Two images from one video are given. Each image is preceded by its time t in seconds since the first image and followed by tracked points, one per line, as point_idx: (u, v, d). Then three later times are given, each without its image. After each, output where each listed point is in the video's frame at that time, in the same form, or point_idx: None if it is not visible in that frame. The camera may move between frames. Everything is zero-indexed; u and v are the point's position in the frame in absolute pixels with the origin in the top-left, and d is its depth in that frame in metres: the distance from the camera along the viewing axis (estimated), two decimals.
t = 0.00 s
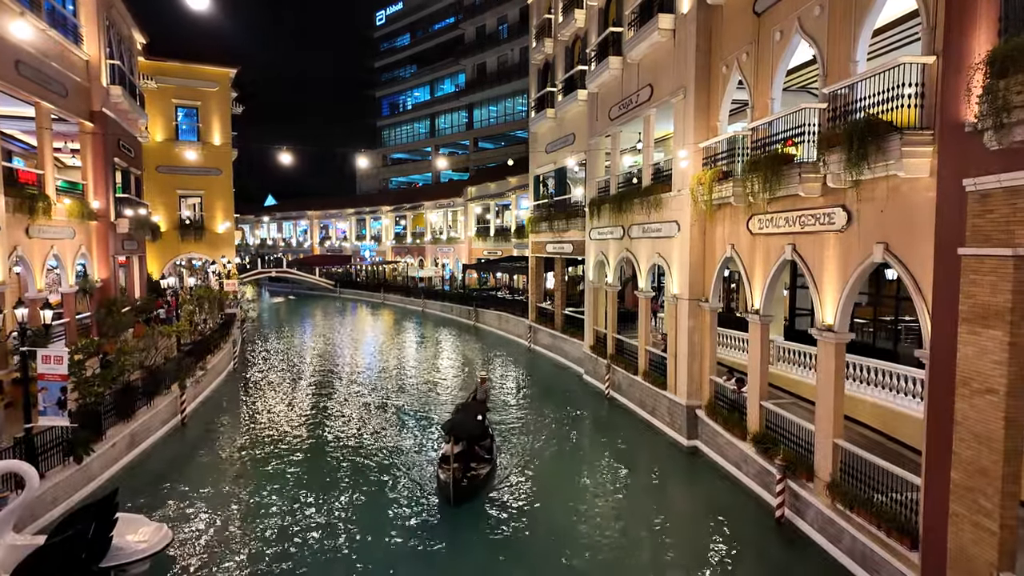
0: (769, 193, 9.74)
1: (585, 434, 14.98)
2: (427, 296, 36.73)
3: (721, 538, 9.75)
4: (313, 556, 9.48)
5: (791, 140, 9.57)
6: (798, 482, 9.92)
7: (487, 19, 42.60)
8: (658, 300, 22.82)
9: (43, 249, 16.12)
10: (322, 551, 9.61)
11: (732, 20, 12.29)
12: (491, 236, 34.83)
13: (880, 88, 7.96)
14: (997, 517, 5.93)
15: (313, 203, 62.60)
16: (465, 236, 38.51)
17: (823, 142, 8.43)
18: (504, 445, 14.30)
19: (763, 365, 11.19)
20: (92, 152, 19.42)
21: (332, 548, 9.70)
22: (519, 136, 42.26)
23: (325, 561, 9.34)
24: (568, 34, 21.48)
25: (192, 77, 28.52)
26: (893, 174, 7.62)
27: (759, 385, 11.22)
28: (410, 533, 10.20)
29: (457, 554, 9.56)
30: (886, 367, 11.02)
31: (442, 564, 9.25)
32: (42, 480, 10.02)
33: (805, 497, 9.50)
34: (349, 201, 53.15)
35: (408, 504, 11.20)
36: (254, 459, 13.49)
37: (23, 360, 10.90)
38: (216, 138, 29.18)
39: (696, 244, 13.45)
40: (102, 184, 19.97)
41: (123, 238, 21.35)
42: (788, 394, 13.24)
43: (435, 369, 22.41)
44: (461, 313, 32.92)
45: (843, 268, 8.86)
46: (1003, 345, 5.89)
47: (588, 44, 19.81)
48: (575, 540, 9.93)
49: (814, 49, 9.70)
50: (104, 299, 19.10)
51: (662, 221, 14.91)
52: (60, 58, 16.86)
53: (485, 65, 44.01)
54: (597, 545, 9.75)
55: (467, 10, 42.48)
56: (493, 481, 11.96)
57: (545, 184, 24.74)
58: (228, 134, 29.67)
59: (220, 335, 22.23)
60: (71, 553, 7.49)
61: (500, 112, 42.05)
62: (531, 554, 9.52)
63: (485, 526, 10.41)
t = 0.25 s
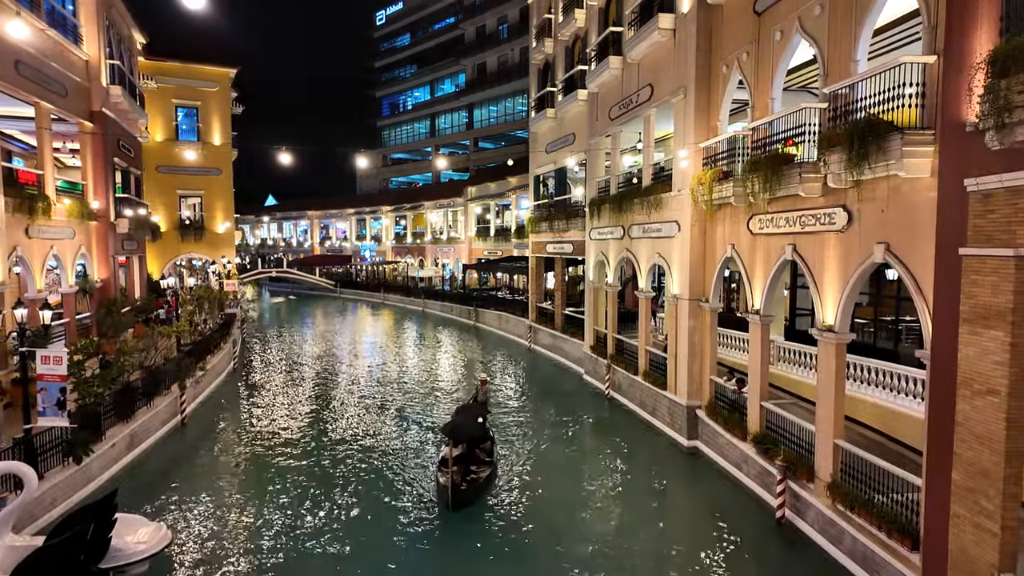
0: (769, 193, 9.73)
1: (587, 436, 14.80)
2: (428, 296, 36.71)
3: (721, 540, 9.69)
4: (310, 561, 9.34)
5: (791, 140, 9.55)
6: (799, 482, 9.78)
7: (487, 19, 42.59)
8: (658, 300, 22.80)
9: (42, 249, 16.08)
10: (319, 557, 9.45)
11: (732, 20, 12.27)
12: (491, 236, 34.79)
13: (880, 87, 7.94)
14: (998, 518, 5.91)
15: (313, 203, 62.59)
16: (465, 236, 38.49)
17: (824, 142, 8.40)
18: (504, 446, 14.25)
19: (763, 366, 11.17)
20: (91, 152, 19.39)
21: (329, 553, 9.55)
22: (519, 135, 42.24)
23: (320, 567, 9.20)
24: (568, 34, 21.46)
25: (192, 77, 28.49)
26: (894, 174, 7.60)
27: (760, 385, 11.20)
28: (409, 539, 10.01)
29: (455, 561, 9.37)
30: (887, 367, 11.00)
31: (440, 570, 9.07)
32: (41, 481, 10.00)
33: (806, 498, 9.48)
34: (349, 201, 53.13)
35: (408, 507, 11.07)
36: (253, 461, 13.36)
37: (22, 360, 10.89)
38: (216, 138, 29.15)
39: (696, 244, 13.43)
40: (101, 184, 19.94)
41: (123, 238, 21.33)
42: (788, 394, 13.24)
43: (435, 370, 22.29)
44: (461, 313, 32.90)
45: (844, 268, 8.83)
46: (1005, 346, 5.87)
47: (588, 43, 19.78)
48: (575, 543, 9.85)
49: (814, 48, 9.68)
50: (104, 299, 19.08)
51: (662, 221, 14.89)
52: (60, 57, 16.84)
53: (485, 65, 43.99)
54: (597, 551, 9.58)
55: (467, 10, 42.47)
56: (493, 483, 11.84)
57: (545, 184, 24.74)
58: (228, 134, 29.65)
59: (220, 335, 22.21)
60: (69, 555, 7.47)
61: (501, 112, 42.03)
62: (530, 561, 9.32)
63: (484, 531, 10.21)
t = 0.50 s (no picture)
0: (770, 193, 9.71)
1: (588, 437, 14.70)
2: (428, 296, 36.69)
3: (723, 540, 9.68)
4: (308, 565, 9.24)
5: (792, 140, 9.53)
6: (800, 483, 9.76)
7: (487, 19, 42.58)
8: (658, 301, 22.78)
9: (43, 250, 16.07)
10: (316, 560, 9.34)
11: (733, 20, 12.26)
12: (491, 236, 34.78)
13: (882, 87, 7.93)
14: (1000, 519, 5.89)
15: (313, 203, 62.61)
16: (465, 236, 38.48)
17: (824, 142, 8.38)
18: (505, 447, 14.22)
19: (764, 366, 11.15)
20: (92, 153, 19.38)
21: (326, 556, 9.46)
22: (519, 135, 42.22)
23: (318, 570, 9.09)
24: (569, 33, 21.43)
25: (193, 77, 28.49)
26: (895, 174, 7.59)
27: (760, 385, 11.19)
28: (408, 542, 9.90)
29: (455, 565, 9.25)
30: (887, 368, 10.98)
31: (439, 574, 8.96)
32: (42, 481, 10.00)
33: (806, 498, 9.47)
34: (350, 201, 53.13)
35: (407, 510, 10.97)
36: (252, 462, 13.31)
37: (22, 360, 10.88)
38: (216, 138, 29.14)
39: (697, 244, 13.41)
40: (102, 184, 19.92)
41: (123, 238, 21.32)
42: (788, 394, 13.22)
43: (436, 371, 22.22)
44: (461, 313, 32.89)
45: (845, 268, 8.82)
46: (1006, 347, 5.85)
47: (588, 43, 19.77)
48: (575, 545, 9.78)
49: (815, 48, 9.66)
50: (104, 299, 19.07)
51: (663, 221, 14.87)
52: (61, 57, 16.83)
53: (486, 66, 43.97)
54: (599, 555, 9.45)
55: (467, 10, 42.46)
56: (494, 486, 11.73)
57: (546, 184, 24.72)
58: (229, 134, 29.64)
59: (220, 335, 22.19)
60: (68, 556, 7.46)
61: (501, 112, 42.02)
62: (530, 565, 9.18)
63: (484, 535, 10.09)
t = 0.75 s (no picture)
0: (770, 193, 9.72)
1: (589, 438, 14.65)
2: (429, 296, 36.70)
3: (722, 540, 9.67)
4: (306, 566, 9.22)
5: (793, 140, 9.52)
6: (800, 483, 9.79)
7: (488, 19, 42.57)
8: (659, 301, 22.78)
9: (43, 250, 16.06)
10: (315, 561, 9.32)
11: (734, 19, 12.25)
12: (492, 236, 34.75)
13: (883, 87, 7.92)
14: (1000, 519, 5.88)
15: (314, 203, 62.66)
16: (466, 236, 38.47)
17: (825, 142, 8.37)
18: (505, 447, 14.22)
19: (765, 365, 11.15)
20: (92, 153, 19.37)
21: (324, 557, 9.43)
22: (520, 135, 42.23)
23: (316, 571, 9.08)
24: (569, 34, 21.43)
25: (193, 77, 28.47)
26: (896, 173, 7.58)
27: (760, 385, 11.18)
28: (407, 543, 9.85)
29: (453, 567, 9.20)
30: (887, 367, 10.99)
31: None
32: (43, 480, 10.02)
33: (806, 498, 9.46)
34: (350, 201, 53.14)
35: (406, 511, 10.93)
36: (253, 462, 13.31)
37: (23, 360, 10.88)
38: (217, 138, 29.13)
39: (697, 243, 13.40)
40: (102, 183, 19.91)
41: (124, 238, 21.34)
42: (789, 394, 13.22)
43: (437, 371, 22.19)
44: (462, 312, 32.91)
45: (846, 268, 8.81)
46: (1007, 347, 5.84)
47: (589, 43, 19.76)
48: (574, 546, 9.74)
49: (816, 47, 9.65)
50: (105, 299, 19.07)
51: (663, 221, 14.86)
52: (61, 57, 16.83)
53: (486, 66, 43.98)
54: (599, 558, 9.39)
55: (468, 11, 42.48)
56: (494, 488, 11.70)
57: (546, 184, 24.75)
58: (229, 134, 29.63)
59: (221, 335, 22.21)
60: (68, 555, 7.48)
61: (502, 111, 42.03)
62: (529, 568, 9.12)
63: (484, 536, 10.05)
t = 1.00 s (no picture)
0: (770, 193, 9.71)
1: (591, 439, 14.55)
2: (429, 296, 36.71)
3: (724, 543, 9.60)
4: (305, 568, 9.15)
5: (794, 140, 9.52)
6: (801, 482, 9.81)
7: (489, 19, 42.58)
8: (659, 300, 22.79)
9: (44, 249, 16.06)
10: (313, 564, 9.23)
11: (734, 19, 12.25)
12: (492, 236, 34.73)
13: (885, 86, 7.90)
14: (1001, 519, 5.88)
15: (314, 203, 62.66)
16: (466, 235, 38.44)
17: (826, 142, 8.36)
18: (506, 447, 14.17)
19: (766, 365, 11.13)
20: (93, 152, 19.38)
21: (323, 560, 9.35)
22: (520, 135, 42.22)
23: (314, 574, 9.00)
24: (569, 33, 21.43)
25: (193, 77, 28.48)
26: (896, 173, 7.58)
27: (761, 385, 11.17)
28: (407, 546, 9.77)
29: (453, 571, 9.09)
30: (888, 367, 11.00)
31: None
32: (44, 480, 10.02)
33: (807, 498, 9.45)
34: (351, 201, 53.14)
35: (406, 514, 10.84)
36: (253, 462, 13.27)
37: (23, 359, 10.88)
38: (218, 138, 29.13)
39: (698, 243, 13.39)
40: (102, 183, 19.91)
41: (125, 237, 21.35)
42: (790, 394, 13.22)
43: (438, 371, 22.12)
44: (462, 312, 32.92)
45: (846, 268, 8.80)
46: (1008, 347, 5.84)
47: (590, 43, 19.75)
48: (576, 549, 9.65)
49: (816, 47, 9.64)
50: (106, 298, 19.09)
51: (664, 220, 14.85)
52: (62, 57, 16.83)
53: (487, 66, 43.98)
54: (600, 561, 9.29)
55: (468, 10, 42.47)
56: (496, 489, 11.61)
57: (546, 184, 24.76)
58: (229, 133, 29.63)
59: (221, 335, 22.23)
60: (69, 554, 7.47)
61: (503, 111, 42.03)
62: (529, 573, 9.00)
63: (484, 540, 9.95)
